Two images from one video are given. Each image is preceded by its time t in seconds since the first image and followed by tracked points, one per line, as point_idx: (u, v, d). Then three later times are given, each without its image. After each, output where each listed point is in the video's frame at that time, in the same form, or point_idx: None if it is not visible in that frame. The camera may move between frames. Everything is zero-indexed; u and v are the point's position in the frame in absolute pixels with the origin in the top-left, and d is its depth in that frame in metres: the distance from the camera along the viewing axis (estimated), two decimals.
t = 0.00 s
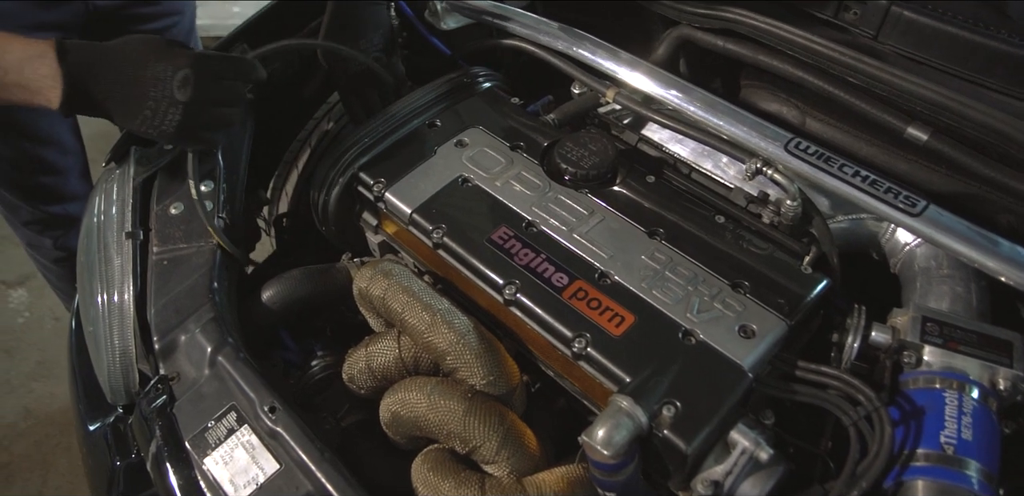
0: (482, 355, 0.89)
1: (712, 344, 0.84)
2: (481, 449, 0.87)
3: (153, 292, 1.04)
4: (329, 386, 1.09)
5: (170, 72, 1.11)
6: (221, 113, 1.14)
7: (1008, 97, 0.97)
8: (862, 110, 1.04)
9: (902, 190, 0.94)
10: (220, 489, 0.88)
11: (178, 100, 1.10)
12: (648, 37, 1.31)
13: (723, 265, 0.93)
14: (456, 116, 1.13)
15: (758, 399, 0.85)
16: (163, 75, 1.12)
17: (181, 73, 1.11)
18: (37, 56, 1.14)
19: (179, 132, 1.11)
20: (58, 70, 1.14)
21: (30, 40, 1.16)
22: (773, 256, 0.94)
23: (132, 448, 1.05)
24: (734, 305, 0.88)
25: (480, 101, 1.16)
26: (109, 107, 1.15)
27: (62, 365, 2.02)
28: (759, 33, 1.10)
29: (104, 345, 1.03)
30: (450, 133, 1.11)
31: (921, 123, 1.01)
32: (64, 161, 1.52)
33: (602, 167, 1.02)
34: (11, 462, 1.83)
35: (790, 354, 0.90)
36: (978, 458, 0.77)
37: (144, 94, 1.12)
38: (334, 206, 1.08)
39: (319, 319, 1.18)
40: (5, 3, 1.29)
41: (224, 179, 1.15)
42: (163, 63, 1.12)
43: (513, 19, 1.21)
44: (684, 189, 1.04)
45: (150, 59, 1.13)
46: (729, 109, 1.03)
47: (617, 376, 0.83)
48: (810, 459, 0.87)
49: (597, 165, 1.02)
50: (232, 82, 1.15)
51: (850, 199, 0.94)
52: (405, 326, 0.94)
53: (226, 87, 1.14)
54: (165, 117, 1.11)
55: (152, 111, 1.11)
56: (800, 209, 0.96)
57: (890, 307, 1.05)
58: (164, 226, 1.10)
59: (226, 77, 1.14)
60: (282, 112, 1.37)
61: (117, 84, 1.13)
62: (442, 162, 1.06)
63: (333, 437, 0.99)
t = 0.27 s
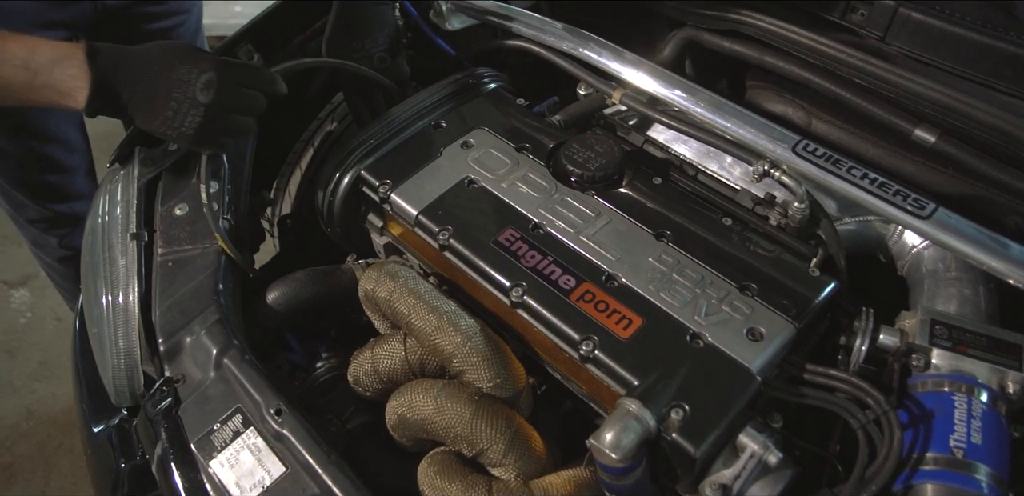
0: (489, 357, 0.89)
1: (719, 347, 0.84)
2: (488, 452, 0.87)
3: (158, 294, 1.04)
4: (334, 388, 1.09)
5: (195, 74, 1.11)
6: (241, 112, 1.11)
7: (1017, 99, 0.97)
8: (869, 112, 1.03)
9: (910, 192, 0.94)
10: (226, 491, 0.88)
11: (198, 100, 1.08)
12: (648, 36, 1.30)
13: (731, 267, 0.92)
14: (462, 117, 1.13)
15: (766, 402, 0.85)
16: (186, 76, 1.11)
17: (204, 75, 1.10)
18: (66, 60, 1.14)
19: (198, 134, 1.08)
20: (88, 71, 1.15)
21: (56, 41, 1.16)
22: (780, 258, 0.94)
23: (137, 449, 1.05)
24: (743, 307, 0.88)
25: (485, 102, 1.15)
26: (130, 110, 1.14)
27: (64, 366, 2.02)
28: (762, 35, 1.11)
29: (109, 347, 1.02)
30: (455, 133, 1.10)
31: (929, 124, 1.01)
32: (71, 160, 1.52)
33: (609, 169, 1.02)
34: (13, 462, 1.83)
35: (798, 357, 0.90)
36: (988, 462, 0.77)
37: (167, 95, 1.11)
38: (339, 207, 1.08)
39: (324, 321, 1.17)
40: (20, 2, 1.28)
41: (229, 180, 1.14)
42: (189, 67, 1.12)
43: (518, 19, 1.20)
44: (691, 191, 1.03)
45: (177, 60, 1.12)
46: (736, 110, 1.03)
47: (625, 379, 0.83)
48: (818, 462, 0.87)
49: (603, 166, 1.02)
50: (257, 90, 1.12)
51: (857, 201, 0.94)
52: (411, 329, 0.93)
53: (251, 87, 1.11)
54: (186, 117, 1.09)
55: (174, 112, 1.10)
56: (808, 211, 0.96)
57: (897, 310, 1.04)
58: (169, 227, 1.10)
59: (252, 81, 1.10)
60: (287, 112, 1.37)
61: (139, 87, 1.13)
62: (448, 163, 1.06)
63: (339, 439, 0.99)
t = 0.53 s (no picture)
0: (498, 363, 0.88)
1: (730, 352, 0.84)
2: (498, 458, 0.86)
3: (164, 298, 1.04)
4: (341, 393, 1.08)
5: (232, 79, 1.13)
6: (269, 124, 1.13)
7: None
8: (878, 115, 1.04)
9: (921, 197, 0.93)
10: None
11: (234, 104, 1.10)
12: (651, 36, 1.27)
13: (741, 272, 0.92)
14: (468, 120, 1.12)
15: (777, 408, 0.84)
16: (225, 79, 1.13)
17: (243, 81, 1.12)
18: (106, 64, 1.17)
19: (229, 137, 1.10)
20: (127, 74, 1.17)
21: (97, 46, 1.19)
22: (789, 262, 0.94)
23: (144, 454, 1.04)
24: (753, 312, 0.87)
25: (491, 106, 1.15)
26: (164, 112, 1.15)
27: (67, 368, 2.02)
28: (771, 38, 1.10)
29: (115, 352, 1.02)
30: (462, 137, 1.10)
31: (938, 128, 1.01)
32: (78, 161, 1.52)
33: (617, 173, 1.01)
34: (16, 465, 1.82)
35: (808, 363, 0.90)
36: (1000, 468, 0.76)
37: (204, 96, 1.12)
38: (347, 210, 1.08)
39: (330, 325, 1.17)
40: (25, 4, 1.29)
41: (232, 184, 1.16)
42: (229, 71, 1.14)
43: (526, 23, 1.20)
44: (699, 195, 1.03)
45: (217, 66, 1.14)
46: (745, 114, 1.02)
47: (635, 384, 0.82)
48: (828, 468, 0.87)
49: (612, 171, 1.01)
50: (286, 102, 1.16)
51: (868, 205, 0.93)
52: (420, 333, 0.93)
53: (284, 100, 1.15)
54: (220, 119, 1.11)
55: (208, 112, 1.11)
56: (817, 216, 0.95)
57: (907, 315, 1.04)
58: (175, 231, 1.10)
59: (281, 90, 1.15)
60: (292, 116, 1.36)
61: (176, 89, 1.14)
62: (455, 167, 1.06)
63: (346, 444, 0.98)
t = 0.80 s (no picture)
0: (507, 368, 0.88)
1: (740, 358, 0.83)
2: (506, 464, 0.86)
3: (170, 303, 1.03)
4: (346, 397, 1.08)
5: (276, 88, 1.13)
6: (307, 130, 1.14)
7: None
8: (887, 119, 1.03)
9: (932, 202, 0.93)
10: None
11: (277, 113, 1.11)
12: (649, 36, 1.27)
13: (749, 277, 0.92)
14: (474, 124, 1.12)
15: (788, 413, 0.84)
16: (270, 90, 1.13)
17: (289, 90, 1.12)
18: (155, 71, 1.13)
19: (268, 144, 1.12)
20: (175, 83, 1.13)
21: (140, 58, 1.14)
22: (798, 267, 0.93)
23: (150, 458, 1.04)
24: (763, 317, 0.87)
25: (497, 110, 1.15)
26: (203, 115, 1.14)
27: (70, 371, 2.01)
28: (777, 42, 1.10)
29: (121, 356, 1.01)
30: (469, 141, 1.10)
31: (947, 132, 1.01)
32: (84, 162, 1.51)
33: (625, 177, 1.01)
34: (19, 467, 1.82)
35: (818, 368, 0.89)
36: (1012, 475, 0.76)
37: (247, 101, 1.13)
38: (353, 214, 1.08)
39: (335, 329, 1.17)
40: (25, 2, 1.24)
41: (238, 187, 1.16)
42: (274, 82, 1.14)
43: (534, 27, 1.20)
44: (707, 199, 1.03)
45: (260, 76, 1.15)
46: (755, 119, 1.02)
47: (645, 390, 0.82)
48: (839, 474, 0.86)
49: (620, 175, 1.01)
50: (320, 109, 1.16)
51: (877, 210, 0.93)
52: (427, 338, 0.93)
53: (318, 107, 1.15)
54: (261, 126, 1.12)
55: (250, 119, 1.12)
56: (826, 220, 0.95)
57: (916, 320, 1.03)
58: (180, 235, 1.09)
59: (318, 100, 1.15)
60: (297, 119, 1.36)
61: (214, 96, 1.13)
62: (462, 171, 1.05)
63: (354, 449, 0.98)
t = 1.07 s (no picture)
0: (514, 372, 0.87)
1: (749, 362, 0.83)
2: (514, 469, 0.85)
3: (175, 306, 1.03)
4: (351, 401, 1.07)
5: (316, 97, 1.13)
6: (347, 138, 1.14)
7: None
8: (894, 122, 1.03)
9: (940, 205, 0.93)
10: None
11: (318, 122, 1.11)
12: (653, 40, 1.28)
13: (757, 280, 0.91)
14: (480, 127, 1.12)
15: (797, 418, 0.84)
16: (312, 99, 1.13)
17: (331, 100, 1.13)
18: (197, 79, 1.12)
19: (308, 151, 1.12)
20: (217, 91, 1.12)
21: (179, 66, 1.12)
22: (805, 270, 0.93)
23: (154, 462, 1.03)
24: (771, 322, 0.87)
25: (503, 113, 1.14)
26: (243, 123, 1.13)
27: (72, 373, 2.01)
28: (784, 45, 1.10)
29: (125, 360, 1.01)
30: (475, 144, 1.10)
31: (955, 136, 1.00)
32: (87, 163, 1.51)
33: (632, 180, 1.01)
34: (21, 470, 1.81)
35: (827, 373, 0.89)
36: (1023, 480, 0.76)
37: (286, 110, 1.12)
38: (358, 217, 1.07)
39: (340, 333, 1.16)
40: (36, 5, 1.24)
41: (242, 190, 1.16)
42: (316, 92, 1.14)
43: (541, 31, 1.19)
44: (714, 202, 1.03)
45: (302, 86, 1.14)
46: (762, 122, 1.02)
47: (654, 394, 0.82)
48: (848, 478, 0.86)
49: (626, 178, 1.01)
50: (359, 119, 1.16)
51: (886, 213, 0.93)
52: (434, 342, 0.92)
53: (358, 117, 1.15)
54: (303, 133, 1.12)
55: (291, 127, 1.12)
56: (834, 224, 0.94)
57: (924, 323, 1.03)
58: (185, 238, 1.09)
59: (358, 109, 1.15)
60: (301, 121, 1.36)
61: (253, 103, 1.12)
62: (468, 174, 1.05)
63: (360, 453, 0.97)
